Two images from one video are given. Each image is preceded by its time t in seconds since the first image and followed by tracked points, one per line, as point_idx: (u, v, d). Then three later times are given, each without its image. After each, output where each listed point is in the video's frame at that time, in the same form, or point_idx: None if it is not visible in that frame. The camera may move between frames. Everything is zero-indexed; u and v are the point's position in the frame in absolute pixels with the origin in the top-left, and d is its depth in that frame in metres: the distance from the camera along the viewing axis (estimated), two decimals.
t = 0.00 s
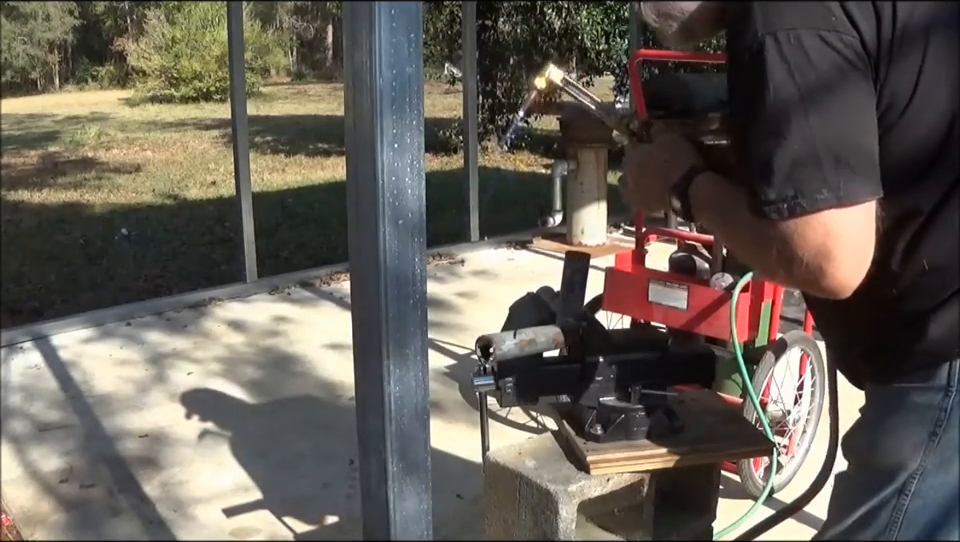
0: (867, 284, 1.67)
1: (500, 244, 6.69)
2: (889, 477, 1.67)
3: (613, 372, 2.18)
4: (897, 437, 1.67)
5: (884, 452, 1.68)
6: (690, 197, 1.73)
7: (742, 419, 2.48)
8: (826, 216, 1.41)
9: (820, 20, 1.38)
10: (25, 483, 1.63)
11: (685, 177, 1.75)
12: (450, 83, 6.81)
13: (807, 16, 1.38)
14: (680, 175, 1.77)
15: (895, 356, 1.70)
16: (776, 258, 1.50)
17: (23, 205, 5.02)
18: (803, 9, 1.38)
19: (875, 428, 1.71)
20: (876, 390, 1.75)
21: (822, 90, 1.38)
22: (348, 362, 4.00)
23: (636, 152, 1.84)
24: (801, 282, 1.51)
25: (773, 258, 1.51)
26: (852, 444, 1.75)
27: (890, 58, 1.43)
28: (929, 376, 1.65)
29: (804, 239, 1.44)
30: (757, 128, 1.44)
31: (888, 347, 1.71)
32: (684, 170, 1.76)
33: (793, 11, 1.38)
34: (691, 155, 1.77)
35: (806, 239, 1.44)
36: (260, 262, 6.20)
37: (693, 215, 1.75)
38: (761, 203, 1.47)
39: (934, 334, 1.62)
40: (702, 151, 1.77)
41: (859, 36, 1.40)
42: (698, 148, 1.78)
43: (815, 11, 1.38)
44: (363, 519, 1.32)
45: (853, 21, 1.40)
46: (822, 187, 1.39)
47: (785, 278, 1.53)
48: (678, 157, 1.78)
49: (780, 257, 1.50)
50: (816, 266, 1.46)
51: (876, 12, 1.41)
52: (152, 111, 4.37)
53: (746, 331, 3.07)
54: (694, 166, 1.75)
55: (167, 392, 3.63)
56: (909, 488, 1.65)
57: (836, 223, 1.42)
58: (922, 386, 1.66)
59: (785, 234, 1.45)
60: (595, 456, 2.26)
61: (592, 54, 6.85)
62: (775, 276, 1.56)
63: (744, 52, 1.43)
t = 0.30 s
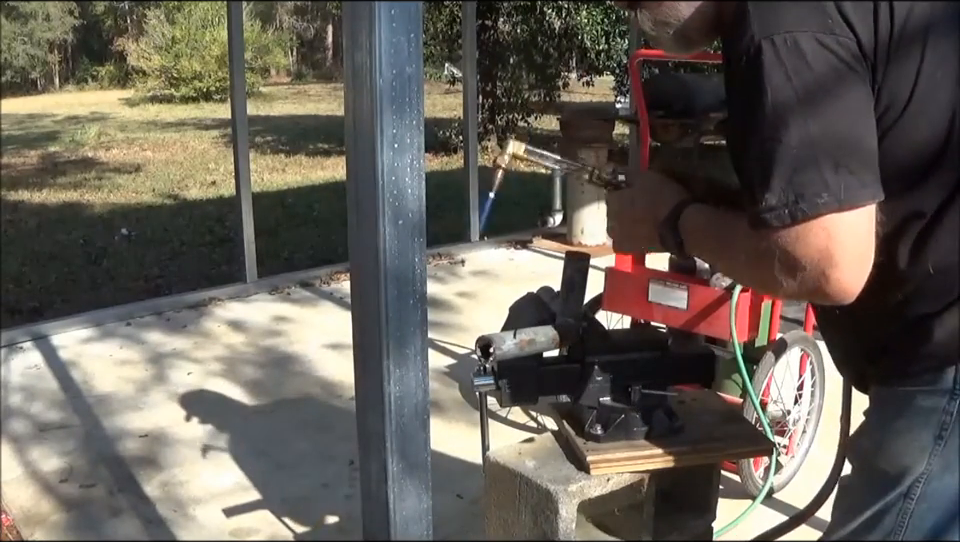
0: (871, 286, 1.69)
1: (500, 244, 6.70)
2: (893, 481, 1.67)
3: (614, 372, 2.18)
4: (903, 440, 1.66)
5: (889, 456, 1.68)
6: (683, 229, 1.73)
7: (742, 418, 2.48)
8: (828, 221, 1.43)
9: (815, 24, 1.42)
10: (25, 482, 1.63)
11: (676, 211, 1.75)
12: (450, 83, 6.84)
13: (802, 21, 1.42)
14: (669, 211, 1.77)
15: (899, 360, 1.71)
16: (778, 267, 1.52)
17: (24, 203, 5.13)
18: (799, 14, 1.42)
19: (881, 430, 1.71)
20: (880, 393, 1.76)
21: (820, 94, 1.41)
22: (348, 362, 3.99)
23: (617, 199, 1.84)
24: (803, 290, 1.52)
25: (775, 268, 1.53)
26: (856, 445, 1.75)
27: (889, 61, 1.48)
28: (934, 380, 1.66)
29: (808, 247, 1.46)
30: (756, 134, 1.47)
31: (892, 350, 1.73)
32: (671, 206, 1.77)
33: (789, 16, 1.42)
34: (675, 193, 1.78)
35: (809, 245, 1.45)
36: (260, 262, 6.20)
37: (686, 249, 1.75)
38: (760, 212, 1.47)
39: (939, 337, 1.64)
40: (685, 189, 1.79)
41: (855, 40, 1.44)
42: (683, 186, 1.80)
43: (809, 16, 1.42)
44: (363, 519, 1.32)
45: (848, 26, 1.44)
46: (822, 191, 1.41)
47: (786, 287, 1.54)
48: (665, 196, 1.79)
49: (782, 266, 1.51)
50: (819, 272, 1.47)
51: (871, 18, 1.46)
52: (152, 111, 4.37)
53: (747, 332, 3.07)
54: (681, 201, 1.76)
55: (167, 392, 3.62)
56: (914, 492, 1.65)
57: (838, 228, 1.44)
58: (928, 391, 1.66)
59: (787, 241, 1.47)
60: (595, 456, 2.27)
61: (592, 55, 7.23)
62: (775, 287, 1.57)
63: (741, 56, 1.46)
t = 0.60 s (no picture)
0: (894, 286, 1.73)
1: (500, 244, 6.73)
2: (920, 482, 1.64)
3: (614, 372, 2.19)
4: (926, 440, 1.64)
5: (917, 456, 1.64)
6: (692, 264, 1.69)
7: (743, 419, 2.48)
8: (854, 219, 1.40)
9: (850, 23, 1.36)
10: (25, 483, 1.63)
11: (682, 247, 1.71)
12: (450, 83, 6.88)
13: (837, 18, 1.36)
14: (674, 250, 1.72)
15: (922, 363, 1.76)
16: (802, 271, 1.48)
17: (24, 204, 5.35)
18: (835, 10, 1.36)
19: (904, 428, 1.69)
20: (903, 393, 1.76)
21: (852, 95, 1.36)
22: (348, 362, 3.99)
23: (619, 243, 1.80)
24: (827, 295, 1.48)
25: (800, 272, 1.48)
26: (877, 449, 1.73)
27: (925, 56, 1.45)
28: None
29: (833, 247, 1.42)
30: (785, 134, 1.41)
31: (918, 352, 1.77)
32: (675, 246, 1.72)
33: (826, 12, 1.36)
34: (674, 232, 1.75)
35: (836, 244, 1.42)
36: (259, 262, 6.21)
37: (693, 287, 1.70)
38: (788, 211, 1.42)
39: None
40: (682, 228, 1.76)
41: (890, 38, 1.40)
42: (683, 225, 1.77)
43: (845, 13, 1.36)
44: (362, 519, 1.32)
45: (882, 23, 1.39)
46: (852, 193, 1.37)
47: (810, 294, 1.50)
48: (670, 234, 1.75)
49: (806, 269, 1.47)
50: (843, 273, 1.44)
51: (905, 14, 1.42)
52: (152, 111, 4.37)
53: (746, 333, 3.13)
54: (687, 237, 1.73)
55: (167, 391, 3.62)
56: (939, 492, 1.61)
57: (864, 227, 1.40)
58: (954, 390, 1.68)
59: (815, 242, 1.43)
60: (594, 456, 2.29)
61: (592, 55, 7.27)
62: (797, 298, 1.53)
63: (773, 54, 1.40)
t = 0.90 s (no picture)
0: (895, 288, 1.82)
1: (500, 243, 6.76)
2: (903, 482, 1.83)
3: (612, 372, 2.18)
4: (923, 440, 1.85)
5: (907, 458, 1.85)
6: (686, 285, 1.81)
7: (743, 419, 2.48)
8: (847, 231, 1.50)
9: (849, 28, 1.47)
10: (24, 482, 1.62)
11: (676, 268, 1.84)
12: (450, 83, 6.88)
13: (836, 24, 1.47)
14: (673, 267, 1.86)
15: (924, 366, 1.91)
16: (797, 280, 1.58)
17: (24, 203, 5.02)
18: (831, 17, 1.47)
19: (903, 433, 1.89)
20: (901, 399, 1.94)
21: (850, 99, 1.47)
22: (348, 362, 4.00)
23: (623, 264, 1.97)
24: (818, 306, 1.59)
25: (792, 280, 1.59)
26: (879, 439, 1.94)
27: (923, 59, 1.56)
28: (949, 387, 1.87)
29: (825, 257, 1.53)
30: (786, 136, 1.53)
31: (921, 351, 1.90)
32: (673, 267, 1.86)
33: (824, 19, 1.48)
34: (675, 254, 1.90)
35: (829, 254, 1.52)
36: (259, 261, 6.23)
37: (691, 308, 1.82)
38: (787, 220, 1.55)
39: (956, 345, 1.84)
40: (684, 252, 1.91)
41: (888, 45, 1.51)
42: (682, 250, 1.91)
43: (844, 19, 1.47)
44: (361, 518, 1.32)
45: (880, 28, 1.49)
46: (845, 198, 1.47)
47: (802, 305, 1.61)
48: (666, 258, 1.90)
49: (799, 278, 1.58)
50: (834, 282, 1.54)
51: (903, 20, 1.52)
52: (152, 111, 4.36)
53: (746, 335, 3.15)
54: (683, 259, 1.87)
55: (168, 391, 3.61)
56: (919, 491, 1.79)
57: (856, 240, 1.51)
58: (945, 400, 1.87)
59: (804, 254, 1.55)
60: (595, 456, 2.28)
61: (592, 56, 6.98)
62: (790, 306, 1.63)
63: (776, 54, 1.53)
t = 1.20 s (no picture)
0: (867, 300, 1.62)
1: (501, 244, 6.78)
2: (883, 501, 1.65)
3: (614, 372, 2.15)
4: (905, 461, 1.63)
5: (882, 474, 1.65)
6: (674, 293, 1.61)
7: (743, 420, 2.47)
8: (800, 243, 1.33)
9: (779, 37, 1.33)
10: (26, 482, 1.62)
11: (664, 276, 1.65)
12: (450, 83, 6.88)
13: (763, 35, 1.33)
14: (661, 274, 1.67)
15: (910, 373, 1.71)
16: (754, 300, 1.42)
17: (24, 203, 5.31)
18: (757, 26, 1.34)
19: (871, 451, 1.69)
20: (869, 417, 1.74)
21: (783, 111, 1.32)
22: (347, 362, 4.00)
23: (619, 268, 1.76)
24: (779, 322, 1.42)
25: (751, 299, 1.43)
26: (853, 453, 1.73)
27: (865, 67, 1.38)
28: (927, 402, 1.62)
29: (778, 273, 1.36)
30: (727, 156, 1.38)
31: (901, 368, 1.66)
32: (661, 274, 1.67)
33: (752, 29, 1.34)
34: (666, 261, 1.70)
35: (783, 270, 1.36)
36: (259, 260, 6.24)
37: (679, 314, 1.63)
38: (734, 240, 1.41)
39: (942, 358, 1.59)
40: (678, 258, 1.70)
41: (824, 54, 1.35)
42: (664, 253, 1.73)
43: (770, 28, 1.33)
44: (362, 517, 1.32)
45: (814, 35, 1.34)
46: (789, 214, 1.32)
47: (764, 322, 1.45)
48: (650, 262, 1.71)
49: (757, 296, 1.41)
50: (794, 300, 1.37)
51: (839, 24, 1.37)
52: (152, 111, 4.37)
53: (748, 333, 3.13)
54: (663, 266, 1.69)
55: (167, 391, 3.62)
56: (905, 512, 1.62)
57: (812, 252, 1.34)
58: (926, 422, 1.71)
59: (758, 270, 1.39)
60: (594, 455, 2.27)
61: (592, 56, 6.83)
62: (756, 325, 1.47)
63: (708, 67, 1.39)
